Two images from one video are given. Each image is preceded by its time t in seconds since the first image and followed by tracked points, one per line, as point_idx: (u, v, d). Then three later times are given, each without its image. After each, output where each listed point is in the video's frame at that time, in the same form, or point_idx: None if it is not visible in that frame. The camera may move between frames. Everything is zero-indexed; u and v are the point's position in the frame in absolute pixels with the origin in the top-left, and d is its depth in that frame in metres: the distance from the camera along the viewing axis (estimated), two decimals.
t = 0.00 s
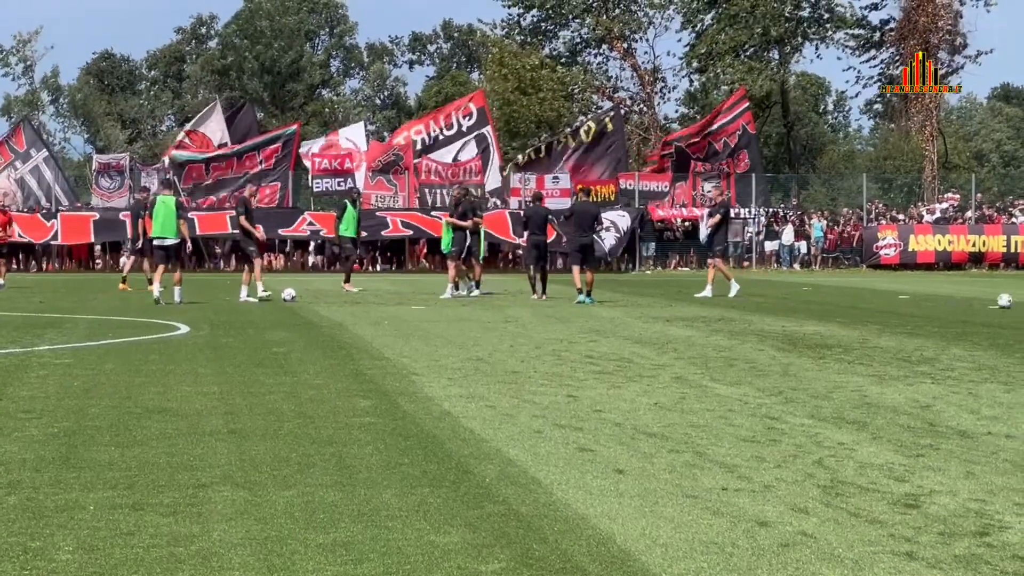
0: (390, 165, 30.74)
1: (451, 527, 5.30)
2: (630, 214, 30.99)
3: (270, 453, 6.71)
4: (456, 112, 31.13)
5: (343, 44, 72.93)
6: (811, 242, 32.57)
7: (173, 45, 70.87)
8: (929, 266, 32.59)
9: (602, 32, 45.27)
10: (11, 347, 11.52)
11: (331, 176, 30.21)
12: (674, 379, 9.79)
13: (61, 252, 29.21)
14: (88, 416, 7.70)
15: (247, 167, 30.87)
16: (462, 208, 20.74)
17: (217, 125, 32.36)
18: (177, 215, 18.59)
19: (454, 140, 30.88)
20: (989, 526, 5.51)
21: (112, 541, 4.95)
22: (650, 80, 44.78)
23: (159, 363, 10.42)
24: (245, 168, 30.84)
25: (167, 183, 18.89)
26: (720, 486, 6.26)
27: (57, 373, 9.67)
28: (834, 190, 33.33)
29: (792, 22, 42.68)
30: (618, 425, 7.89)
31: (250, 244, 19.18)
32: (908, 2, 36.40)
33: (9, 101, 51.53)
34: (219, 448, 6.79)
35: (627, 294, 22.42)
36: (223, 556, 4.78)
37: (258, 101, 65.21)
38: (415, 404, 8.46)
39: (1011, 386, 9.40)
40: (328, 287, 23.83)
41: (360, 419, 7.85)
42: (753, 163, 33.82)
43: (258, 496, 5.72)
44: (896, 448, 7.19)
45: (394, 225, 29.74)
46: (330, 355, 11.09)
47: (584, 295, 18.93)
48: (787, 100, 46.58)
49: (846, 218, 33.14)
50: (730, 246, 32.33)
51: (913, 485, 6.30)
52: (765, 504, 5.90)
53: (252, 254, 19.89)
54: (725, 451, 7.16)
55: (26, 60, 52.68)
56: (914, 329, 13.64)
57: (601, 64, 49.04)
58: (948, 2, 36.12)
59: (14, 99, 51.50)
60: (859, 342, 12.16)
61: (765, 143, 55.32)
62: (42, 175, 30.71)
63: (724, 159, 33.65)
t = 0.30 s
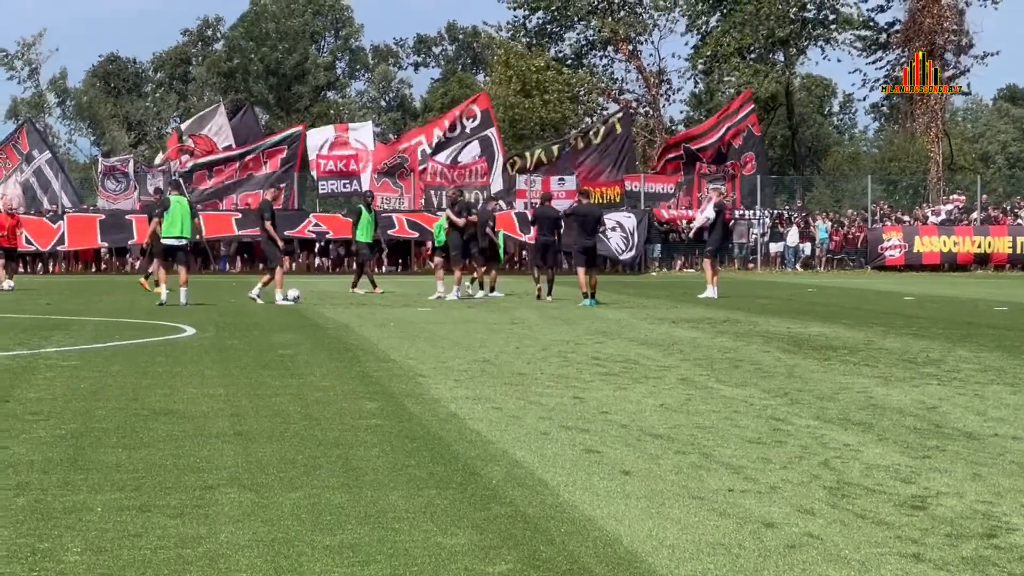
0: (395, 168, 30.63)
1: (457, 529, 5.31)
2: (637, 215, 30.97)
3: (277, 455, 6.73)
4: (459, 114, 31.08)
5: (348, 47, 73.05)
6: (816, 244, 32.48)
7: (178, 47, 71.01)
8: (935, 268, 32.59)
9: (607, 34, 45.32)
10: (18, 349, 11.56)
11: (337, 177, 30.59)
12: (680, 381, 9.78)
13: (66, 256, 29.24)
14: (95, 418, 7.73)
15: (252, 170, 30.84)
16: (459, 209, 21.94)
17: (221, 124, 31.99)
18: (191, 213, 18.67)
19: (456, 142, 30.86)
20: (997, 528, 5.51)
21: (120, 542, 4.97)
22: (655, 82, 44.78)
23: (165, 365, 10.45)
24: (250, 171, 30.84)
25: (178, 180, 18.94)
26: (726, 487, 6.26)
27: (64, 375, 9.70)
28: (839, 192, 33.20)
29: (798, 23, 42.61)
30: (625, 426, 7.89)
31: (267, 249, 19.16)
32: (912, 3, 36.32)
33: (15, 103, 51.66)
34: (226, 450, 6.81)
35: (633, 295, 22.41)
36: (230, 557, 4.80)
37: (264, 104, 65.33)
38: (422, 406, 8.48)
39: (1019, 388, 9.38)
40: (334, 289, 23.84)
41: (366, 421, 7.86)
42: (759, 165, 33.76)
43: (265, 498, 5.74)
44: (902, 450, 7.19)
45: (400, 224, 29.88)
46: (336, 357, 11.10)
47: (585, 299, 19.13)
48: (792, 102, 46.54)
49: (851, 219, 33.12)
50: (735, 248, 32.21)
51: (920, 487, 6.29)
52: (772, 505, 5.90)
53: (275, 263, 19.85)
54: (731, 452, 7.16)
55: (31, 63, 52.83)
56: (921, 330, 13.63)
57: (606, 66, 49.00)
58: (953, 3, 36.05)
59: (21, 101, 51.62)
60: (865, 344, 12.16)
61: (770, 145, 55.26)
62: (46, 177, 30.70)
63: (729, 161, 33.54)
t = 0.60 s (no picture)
0: (411, 170, 30.80)
1: (472, 533, 5.32)
2: (651, 218, 30.93)
3: (291, 459, 6.75)
4: (474, 116, 30.94)
5: (362, 50, 73.24)
6: (830, 246, 32.36)
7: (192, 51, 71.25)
8: (950, 271, 32.43)
9: (621, 37, 45.37)
10: (32, 353, 11.62)
11: (353, 181, 30.66)
12: (694, 384, 9.76)
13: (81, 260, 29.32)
14: (109, 422, 7.76)
15: (266, 173, 30.89)
16: (466, 211, 21.04)
17: (237, 127, 32.06)
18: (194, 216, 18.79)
19: (472, 145, 30.73)
20: (1013, 532, 5.49)
21: (134, 546, 4.99)
22: (669, 85, 44.77)
23: (179, 368, 10.48)
24: (264, 173, 30.88)
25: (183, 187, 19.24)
26: (741, 491, 6.25)
27: (78, 378, 9.74)
28: (853, 195, 33.21)
29: (812, 25, 42.55)
30: (639, 430, 7.89)
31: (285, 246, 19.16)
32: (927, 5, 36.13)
33: (29, 107, 51.91)
34: (239, 454, 6.84)
35: (646, 299, 22.37)
36: (244, 561, 4.82)
37: (277, 107, 65.52)
38: (436, 409, 8.49)
39: None
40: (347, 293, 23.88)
41: (380, 424, 7.88)
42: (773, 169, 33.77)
43: (279, 502, 5.75)
44: (917, 454, 7.16)
45: (414, 224, 29.86)
46: (350, 361, 11.12)
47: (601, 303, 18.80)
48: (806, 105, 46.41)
49: (865, 222, 32.95)
50: (749, 251, 32.15)
51: (936, 491, 6.27)
52: (787, 509, 5.89)
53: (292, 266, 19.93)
54: (745, 455, 7.15)
55: (43, 67, 53.07)
56: (935, 333, 13.57)
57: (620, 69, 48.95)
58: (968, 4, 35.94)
59: (35, 104, 51.89)
60: (879, 347, 12.12)
61: (784, 148, 55.14)
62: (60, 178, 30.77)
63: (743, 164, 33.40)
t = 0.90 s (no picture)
0: (429, 175, 30.61)
1: (491, 537, 5.35)
2: (670, 222, 30.84)
3: (311, 463, 6.80)
4: (500, 119, 31.04)
5: (382, 54, 73.47)
6: (848, 251, 32.38)
7: (212, 55, 71.58)
8: (969, 275, 32.34)
9: (639, 41, 45.40)
10: (53, 357, 11.71)
11: (370, 186, 30.52)
12: (713, 389, 9.76)
13: (102, 263, 29.68)
14: (129, 426, 7.83)
15: (284, 176, 31.00)
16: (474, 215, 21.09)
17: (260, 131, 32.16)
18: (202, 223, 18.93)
19: (495, 148, 30.86)
20: None
21: (154, 550, 5.04)
22: (688, 89, 44.79)
23: (199, 373, 10.55)
24: (282, 176, 31.00)
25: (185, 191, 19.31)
26: (760, 495, 6.26)
27: (98, 383, 9.83)
28: (871, 199, 33.16)
29: (831, 29, 42.64)
30: (659, 434, 7.90)
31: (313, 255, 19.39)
32: (946, 9, 35.98)
33: (49, 112, 52.25)
34: (259, 458, 6.89)
35: (665, 303, 22.38)
36: (264, 565, 4.86)
37: (297, 112, 65.84)
38: (455, 414, 8.53)
39: None
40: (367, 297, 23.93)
41: (399, 429, 7.92)
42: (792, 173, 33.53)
43: (299, 506, 5.80)
44: (937, 458, 7.15)
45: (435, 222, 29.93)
46: (369, 366, 11.16)
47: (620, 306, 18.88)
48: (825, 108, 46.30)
49: (884, 226, 32.82)
50: (767, 254, 31.99)
51: (955, 495, 6.27)
52: (806, 513, 5.91)
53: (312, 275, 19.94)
54: (765, 460, 7.16)
55: (61, 73, 53.41)
56: (954, 337, 13.54)
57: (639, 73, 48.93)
58: (987, 9, 35.89)
59: (55, 108, 52.22)
60: (899, 351, 12.09)
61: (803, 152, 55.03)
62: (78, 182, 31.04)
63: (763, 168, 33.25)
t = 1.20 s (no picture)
0: (451, 182, 30.57)
1: (514, 544, 5.38)
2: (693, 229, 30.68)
3: (333, 470, 6.85)
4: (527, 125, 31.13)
5: (405, 61, 73.67)
6: (872, 258, 32.19)
7: (235, 63, 71.94)
8: (993, 281, 32.14)
9: (663, 48, 45.40)
10: (76, 364, 11.80)
11: (391, 192, 30.82)
12: (736, 396, 9.75)
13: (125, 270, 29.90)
14: (152, 433, 7.90)
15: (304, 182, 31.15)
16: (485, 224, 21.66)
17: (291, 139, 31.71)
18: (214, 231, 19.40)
19: (522, 154, 30.88)
20: None
21: (177, 557, 5.09)
22: (711, 96, 44.82)
23: (221, 380, 10.62)
24: (302, 182, 31.16)
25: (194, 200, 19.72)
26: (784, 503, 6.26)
27: (122, 390, 9.91)
28: (895, 206, 33.13)
29: (855, 36, 42.45)
30: (681, 441, 7.91)
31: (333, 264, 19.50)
32: (969, 15, 35.90)
33: (71, 119, 52.64)
34: (282, 465, 6.94)
35: (687, 310, 22.34)
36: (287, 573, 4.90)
37: (319, 119, 66.15)
38: (478, 421, 8.56)
39: None
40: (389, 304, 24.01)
41: (422, 436, 7.95)
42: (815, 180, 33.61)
43: (321, 514, 5.84)
44: (961, 465, 7.13)
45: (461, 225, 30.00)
46: (392, 373, 11.21)
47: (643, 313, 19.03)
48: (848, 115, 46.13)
49: (907, 233, 32.72)
50: (791, 261, 31.85)
51: (979, 503, 6.25)
52: (829, 521, 5.91)
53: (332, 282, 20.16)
54: (788, 467, 7.16)
55: (83, 80, 53.79)
56: (978, 345, 13.47)
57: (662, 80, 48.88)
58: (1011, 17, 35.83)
59: (78, 115, 52.59)
60: (922, 358, 12.04)
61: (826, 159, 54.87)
62: (97, 191, 31.21)
63: (786, 175, 33.19)
